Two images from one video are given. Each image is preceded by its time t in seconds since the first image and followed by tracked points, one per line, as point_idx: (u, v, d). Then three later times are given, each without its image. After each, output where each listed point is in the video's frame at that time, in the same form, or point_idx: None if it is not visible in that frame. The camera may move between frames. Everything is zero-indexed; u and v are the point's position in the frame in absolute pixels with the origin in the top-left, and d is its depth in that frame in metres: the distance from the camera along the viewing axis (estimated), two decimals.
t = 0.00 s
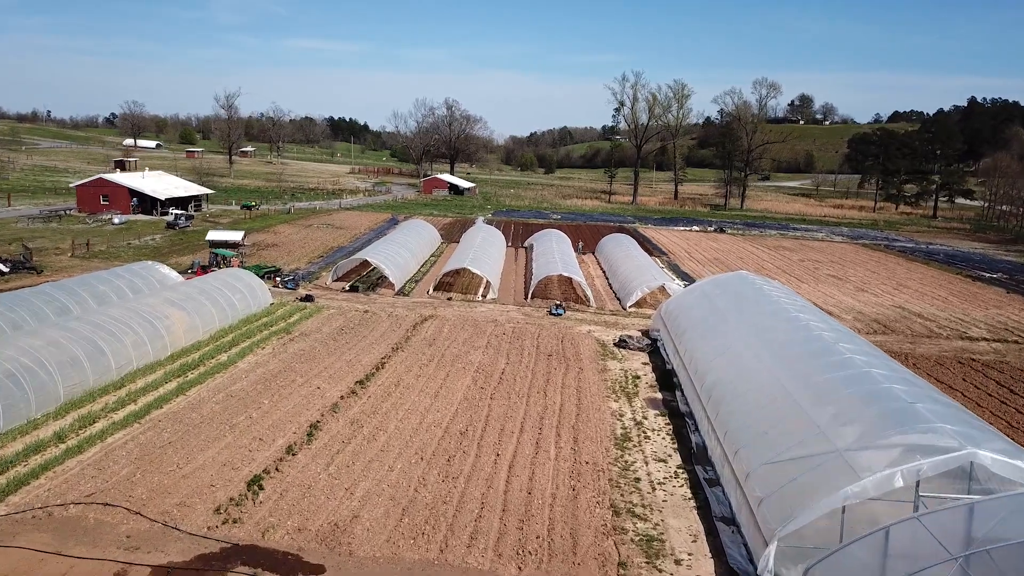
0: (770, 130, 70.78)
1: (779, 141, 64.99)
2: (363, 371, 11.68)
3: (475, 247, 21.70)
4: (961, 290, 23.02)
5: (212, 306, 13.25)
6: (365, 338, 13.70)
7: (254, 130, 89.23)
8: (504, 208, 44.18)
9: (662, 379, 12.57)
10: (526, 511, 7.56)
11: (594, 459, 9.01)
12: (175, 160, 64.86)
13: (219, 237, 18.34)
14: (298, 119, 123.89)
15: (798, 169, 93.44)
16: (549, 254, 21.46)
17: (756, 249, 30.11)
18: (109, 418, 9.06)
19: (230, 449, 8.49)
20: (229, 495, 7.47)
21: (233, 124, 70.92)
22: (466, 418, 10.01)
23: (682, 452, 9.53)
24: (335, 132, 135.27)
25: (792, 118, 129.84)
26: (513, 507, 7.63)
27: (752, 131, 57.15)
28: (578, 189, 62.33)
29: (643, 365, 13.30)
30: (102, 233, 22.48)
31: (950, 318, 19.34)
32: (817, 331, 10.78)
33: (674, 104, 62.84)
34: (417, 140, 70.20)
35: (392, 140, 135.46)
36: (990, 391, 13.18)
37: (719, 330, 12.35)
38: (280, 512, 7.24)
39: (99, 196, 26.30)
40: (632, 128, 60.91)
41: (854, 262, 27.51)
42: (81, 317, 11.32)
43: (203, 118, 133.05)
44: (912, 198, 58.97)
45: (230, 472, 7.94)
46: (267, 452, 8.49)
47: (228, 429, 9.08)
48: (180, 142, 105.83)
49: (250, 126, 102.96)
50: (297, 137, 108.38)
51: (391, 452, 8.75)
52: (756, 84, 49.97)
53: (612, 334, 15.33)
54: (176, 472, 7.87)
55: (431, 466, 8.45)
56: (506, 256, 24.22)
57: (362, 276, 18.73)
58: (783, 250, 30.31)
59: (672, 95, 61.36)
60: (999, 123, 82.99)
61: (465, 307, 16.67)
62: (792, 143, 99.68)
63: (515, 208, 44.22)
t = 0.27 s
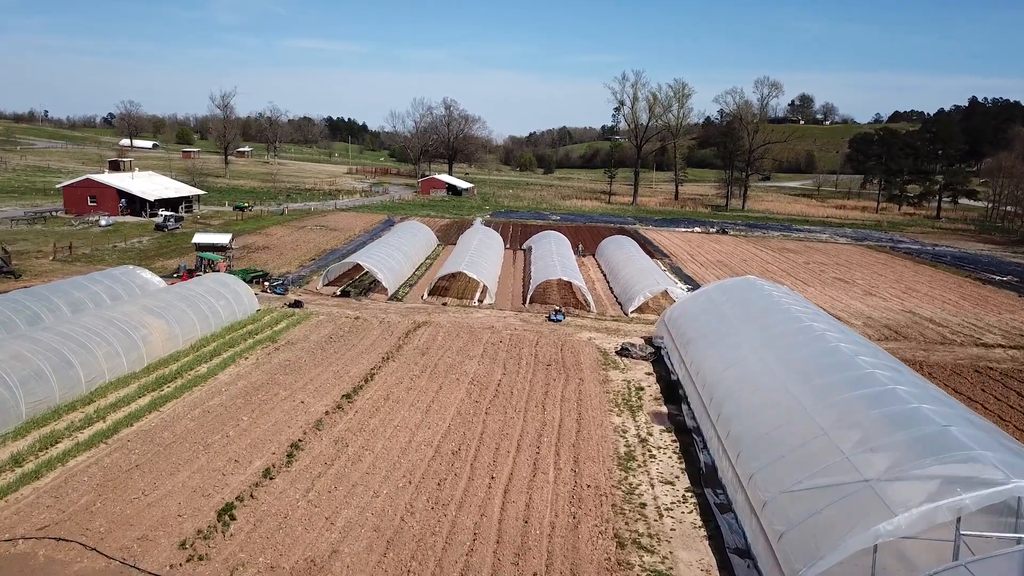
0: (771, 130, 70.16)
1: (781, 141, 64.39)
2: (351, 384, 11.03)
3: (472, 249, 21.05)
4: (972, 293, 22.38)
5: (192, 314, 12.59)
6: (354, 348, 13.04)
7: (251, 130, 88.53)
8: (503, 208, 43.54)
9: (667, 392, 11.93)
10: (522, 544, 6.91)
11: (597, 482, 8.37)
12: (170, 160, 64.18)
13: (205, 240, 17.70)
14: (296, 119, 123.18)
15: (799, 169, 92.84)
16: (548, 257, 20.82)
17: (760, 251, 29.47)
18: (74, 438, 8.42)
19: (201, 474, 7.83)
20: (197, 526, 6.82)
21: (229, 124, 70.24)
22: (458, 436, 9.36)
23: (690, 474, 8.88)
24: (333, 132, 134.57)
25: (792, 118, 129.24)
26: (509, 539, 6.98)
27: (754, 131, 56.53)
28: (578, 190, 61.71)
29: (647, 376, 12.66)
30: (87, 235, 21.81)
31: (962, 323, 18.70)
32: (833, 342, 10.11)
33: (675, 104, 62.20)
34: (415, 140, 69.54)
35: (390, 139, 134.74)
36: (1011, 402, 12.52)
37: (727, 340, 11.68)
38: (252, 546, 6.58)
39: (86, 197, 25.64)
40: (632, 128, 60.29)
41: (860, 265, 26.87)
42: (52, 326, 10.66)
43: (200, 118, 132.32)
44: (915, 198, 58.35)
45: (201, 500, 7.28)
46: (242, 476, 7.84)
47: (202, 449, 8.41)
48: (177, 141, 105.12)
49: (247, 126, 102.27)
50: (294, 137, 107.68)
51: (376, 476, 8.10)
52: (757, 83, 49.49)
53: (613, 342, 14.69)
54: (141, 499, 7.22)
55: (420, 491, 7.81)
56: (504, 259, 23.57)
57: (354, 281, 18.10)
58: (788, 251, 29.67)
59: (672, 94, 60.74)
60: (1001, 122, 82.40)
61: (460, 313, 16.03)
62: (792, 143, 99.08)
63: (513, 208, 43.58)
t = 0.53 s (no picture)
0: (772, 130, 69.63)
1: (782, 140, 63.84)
2: (339, 396, 10.46)
3: (469, 252, 20.49)
4: (982, 297, 21.81)
5: (174, 321, 12.01)
6: (344, 356, 12.47)
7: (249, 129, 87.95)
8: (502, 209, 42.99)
9: (672, 402, 11.36)
10: None
11: (598, 505, 7.80)
12: (166, 160, 63.63)
13: (192, 243, 17.13)
14: (294, 119, 122.52)
15: (799, 169, 92.30)
16: (548, 259, 20.27)
17: (763, 253, 28.92)
18: (38, 457, 7.85)
19: (172, 498, 7.25)
20: (164, 559, 6.25)
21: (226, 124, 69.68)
22: (451, 454, 8.79)
23: (699, 495, 8.32)
24: (331, 132, 134.01)
25: (792, 118, 128.71)
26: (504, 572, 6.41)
27: (755, 130, 55.97)
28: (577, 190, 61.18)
29: (651, 385, 12.10)
30: (74, 237, 21.25)
31: (975, 328, 18.14)
32: (848, 352, 9.55)
33: (675, 103, 61.65)
34: (414, 140, 68.99)
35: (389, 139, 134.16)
36: None
37: (735, 348, 11.12)
38: None
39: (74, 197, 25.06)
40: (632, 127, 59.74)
41: (866, 267, 26.31)
42: (23, 334, 10.08)
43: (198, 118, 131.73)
44: (918, 199, 57.81)
45: (171, 528, 6.72)
46: (217, 500, 7.27)
47: (175, 470, 7.84)
48: (174, 141, 104.54)
49: (244, 126, 101.75)
50: (293, 137, 107.12)
51: (362, 500, 7.53)
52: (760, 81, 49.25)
53: (615, 349, 14.12)
54: (105, 527, 6.65)
55: (408, 517, 7.25)
56: (502, 261, 23.01)
57: (347, 284, 17.56)
58: (792, 253, 29.12)
59: (673, 94, 60.19)
60: (1003, 122, 81.86)
61: (456, 318, 15.47)
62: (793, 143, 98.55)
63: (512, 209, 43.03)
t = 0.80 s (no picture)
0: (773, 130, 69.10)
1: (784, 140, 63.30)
2: (325, 409, 9.87)
3: (466, 254, 19.92)
4: (993, 300, 21.24)
5: (155, 328, 11.43)
6: (333, 365, 11.88)
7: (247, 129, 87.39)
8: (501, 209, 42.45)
9: (678, 415, 10.76)
10: None
11: (601, 531, 7.23)
12: (162, 160, 63.09)
13: (178, 244, 16.54)
14: (293, 119, 121.99)
15: (801, 169, 91.80)
16: (547, 262, 19.72)
17: (767, 254, 28.37)
18: None
19: (139, 526, 6.68)
20: None
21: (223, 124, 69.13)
22: (442, 473, 8.21)
23: (710, 519, 7.74)
24: (330, 132, 133.50)
25: (793, 118, 128.22)
26: None
27: (757, 130, 55.43)
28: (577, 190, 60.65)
29: (655, 396, 11.51)
30: (60, 239, 20.69)
31: (988, 332, 17.57)
32: (865, 361, 8.96)
33: (676, 102, 61.11)
34: (412, 140, 68.45)
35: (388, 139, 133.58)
36: None
37: (743, 357, 10.52)
38: None
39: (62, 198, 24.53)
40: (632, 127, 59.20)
41: (872, 269, 25.74)
42: None
43: (197, 118, 131.15)
44: (921, 199, 57.25)
45: (134, 561, 6.14)
46: (187, 528, 6.70)
47: (144, 494, 7.25)
48: (172, 141, 103.96)
49: (242, 126, 101.21)
50: (291, 138, 106.56)
51: (346, 527, 6.94)
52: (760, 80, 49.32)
53: (617, 356, 13.56)
54: (60, 563, 6.05)
55: (395, 546, 6.68)
56: (501, 263, 22.47)
57: (340, 288, 17.01)
58: (796, 255, 28.57)
59: (674, 93, 59.65)
60: (1006, 121, 81.33)
61: (452, 324, 14.90)
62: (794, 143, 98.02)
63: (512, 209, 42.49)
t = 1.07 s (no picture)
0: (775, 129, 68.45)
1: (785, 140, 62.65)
2: (307, 426, 9.19)
3: (461, 256, 19.22)
4: (1006, 304, 20.58)
5: (129, 338, 10.75)
6: (318, 377, 11.18)
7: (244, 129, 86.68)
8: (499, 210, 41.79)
9: (685, 431, 10.08)
10: None
11: (604, 567, 6.55)
12: (158, 160, 62.41)
13: (159, 246, 15.81)
14: (291, 119, 121.31)
15: (802, 169, 91.17)
16: (546, 264, 19.07)
17: (771, 256, 27.70)
18: None
19: (90, 567, 5.99)
20: None
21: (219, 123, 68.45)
22: (430, 500, 7.52)
23: (724, 552, 7.08)
24: (329, 132, 132.83)
25: (794, 117, 127.61)
26: None
27: (758, 129, 54.78)
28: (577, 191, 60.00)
29: (660, 410, 10.81)
30: (42, 241, 20.02)
31: (1004, 339, 16.88)
32: (888, 374, 8.30)
33: (676, 102, 60.47)
34: (410, 139, 67.78)
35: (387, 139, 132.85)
36: None
37: (755, 370, 9.83)
38: None
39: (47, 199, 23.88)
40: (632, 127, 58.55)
41: (880, 271, 25.07)
42: None
43: (195, 118, 130.44)
44: (926, 200, 56.56)
45: None
46: (144, 568, 6.01)
47: (99, 527, 6.56)
48: (169, 141, 103.24)
49: (239, 126, 100.51)
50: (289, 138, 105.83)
51: (321, 565, 6.26)
52: (760, 80, 47.60)
53: (619, 365, 12.88)
54: None
55: None
56: (498, 266, 21.81)
57: (330, 292, 16.36)
58: (801, 257, 27.91)
59: (674, 92, 59.00)
60: (1009, 121, 80.66)
61: (446, 331, 14.23)
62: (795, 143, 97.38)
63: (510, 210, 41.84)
